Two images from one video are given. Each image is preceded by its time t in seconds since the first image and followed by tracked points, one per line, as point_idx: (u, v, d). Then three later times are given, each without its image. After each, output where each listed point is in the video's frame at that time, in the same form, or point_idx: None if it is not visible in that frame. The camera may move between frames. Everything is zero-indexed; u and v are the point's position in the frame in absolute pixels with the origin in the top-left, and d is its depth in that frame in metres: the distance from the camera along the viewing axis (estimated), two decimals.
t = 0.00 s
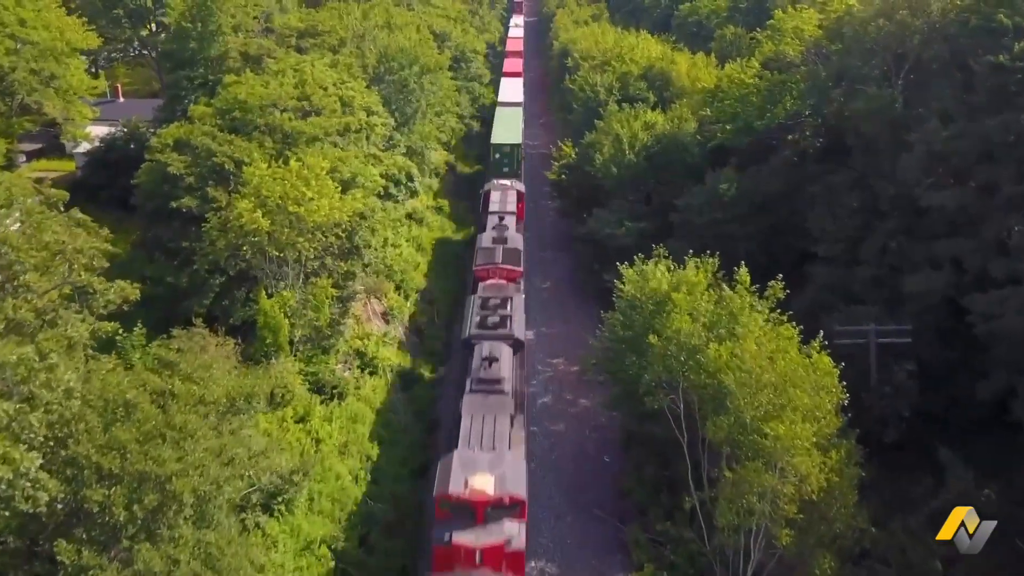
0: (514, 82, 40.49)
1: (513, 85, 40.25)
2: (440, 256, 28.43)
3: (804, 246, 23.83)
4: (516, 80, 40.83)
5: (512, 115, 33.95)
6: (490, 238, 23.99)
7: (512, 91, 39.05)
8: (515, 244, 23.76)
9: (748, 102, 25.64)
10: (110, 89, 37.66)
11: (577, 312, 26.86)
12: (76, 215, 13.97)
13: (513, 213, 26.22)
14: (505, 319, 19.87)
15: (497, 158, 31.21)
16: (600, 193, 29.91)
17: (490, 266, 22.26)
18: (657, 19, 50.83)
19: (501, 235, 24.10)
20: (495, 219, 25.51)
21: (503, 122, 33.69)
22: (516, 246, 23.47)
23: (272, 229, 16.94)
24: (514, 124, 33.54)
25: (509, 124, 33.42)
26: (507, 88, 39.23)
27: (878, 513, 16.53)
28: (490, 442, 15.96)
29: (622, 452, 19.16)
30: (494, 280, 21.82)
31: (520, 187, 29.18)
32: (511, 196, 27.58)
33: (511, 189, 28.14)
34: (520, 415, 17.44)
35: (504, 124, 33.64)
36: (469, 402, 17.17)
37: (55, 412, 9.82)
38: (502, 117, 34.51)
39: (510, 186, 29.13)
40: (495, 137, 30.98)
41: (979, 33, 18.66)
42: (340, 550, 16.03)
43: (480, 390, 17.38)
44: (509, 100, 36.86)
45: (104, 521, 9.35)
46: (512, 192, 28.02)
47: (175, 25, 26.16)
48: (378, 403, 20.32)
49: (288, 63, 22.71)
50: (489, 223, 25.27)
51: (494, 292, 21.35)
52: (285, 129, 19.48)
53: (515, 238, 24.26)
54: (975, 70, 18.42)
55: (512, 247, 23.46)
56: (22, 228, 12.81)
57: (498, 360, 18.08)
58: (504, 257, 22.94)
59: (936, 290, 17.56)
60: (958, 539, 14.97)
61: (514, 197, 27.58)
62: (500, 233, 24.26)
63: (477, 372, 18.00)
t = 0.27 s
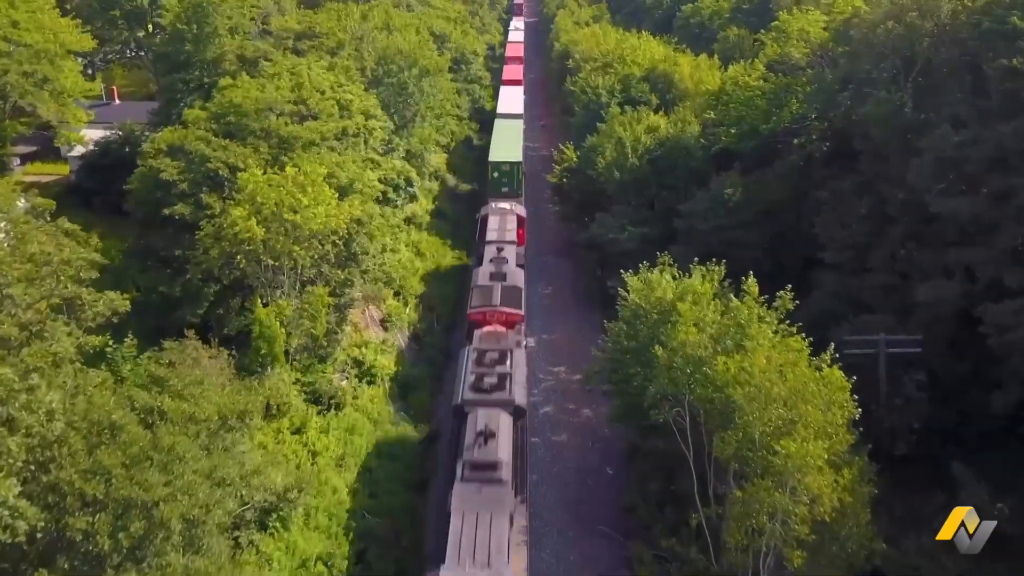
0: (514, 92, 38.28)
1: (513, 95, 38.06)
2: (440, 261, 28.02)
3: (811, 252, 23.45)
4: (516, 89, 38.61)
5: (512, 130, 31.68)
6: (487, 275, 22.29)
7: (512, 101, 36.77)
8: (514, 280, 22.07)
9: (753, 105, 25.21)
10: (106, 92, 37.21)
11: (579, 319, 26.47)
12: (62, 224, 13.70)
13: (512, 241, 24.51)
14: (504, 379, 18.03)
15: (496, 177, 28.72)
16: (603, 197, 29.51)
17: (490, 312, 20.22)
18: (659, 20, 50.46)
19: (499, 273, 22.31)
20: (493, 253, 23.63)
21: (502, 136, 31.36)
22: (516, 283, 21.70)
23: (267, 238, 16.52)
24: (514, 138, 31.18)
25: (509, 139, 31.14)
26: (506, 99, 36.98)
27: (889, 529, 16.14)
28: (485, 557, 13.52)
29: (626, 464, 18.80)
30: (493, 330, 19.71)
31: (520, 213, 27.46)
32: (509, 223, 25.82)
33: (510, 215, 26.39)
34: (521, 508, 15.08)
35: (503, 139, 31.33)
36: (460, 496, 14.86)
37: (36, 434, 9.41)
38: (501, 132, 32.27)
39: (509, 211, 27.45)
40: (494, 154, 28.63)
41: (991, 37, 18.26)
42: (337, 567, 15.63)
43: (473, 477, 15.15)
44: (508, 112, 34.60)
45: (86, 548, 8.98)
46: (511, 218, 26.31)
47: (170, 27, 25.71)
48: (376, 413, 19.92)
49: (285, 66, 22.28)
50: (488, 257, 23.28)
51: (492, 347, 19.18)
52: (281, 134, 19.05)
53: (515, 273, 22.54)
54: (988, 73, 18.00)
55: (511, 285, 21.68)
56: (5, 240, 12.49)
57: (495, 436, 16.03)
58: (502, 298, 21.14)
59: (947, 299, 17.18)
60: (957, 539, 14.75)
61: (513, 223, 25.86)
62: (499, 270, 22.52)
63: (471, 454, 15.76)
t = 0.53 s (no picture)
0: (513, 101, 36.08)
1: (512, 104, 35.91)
2: (440, 266, 27.59)
3: (817, 258, 23.04)
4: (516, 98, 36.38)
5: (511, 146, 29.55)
6: (484, 320, 19.67)
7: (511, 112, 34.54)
8: (515, 326, 19.42)
9: (759, 108, 24.79)
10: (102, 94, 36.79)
11: (581, 325, 26.05)
12: (49, 233, 13.27)
13: (512, 275, 21.97)
14: (501, 463, 15.25)
15: (494, 200, 26.48)
16: (605, 201, 29.11)
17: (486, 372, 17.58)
18: (660, 21, 50.08)
19: (498, 318, 19.63)
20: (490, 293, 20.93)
21: (500, 153, 29.25)
22: (516, 331, 19.09)
23: (262, 246, 16.10)
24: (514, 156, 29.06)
25: (508, 156, 29.06)
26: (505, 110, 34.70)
27: (900, 545, 15.73)
28: None
29: (629, 477, 18.39)
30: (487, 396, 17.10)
31: (520, 242, 24.83)
32: (509, 254, 23.22)
33: (509, 244, 23.75)
34: None
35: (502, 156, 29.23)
36: None
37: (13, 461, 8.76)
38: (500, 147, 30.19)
39: (509, 238, 24.82)
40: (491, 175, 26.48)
41: (1004, 39, 17.88)
42: None
43: None
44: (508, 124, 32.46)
45: None
46: (510, 248, 23.59)
47: (165, 28, 25.28)
48: (374, 424, 19.48)
49: (281, 68, 21.85)
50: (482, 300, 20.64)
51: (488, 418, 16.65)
52: (277, 138, 18.62)
53: (514, 318, 19.84)
54: (1000, 76, 17.61)
55: (510, 333, 19.04)
56: None
57: (490, 541, 13.44)
58: (501, 351, 18.48)
59: (958, 307, 16.78)
60: (958, 539, 14.96)
61: (513, 254, 23.24)
62: (497, 313, 19.92)
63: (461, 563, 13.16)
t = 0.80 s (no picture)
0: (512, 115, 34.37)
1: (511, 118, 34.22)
2: (440, 272, 27.13)
3: (824, 265, 22.60)
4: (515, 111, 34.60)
5: (510, 166, 27.73)
6: (480, 382, 17.26)
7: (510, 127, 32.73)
8: (514, 389, 17.07)
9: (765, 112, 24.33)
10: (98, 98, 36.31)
11: (583, 332, 25.62)
12: (35, 243, 12.84)
13: (512, 321, 19.63)
14: (500, 537, 13.70)
15: (491, 227, 24.56)
16: (607, 205, 28.69)
17: (483, 450, 15.25)
18: (661, 22, 49.74)
19: (495, 380, 17.18)
20: (487, 346, 18.49)
21: (499, 175, 27.44)
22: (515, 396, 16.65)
23: (257, 254, 15.66)
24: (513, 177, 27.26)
25: (509, 178, 27.24)
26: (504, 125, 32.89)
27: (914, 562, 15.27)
28: None
29: (634, 490, 17.96)
30: (482, 484, 14.81)
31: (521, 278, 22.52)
32: (508, 295, 20.94)
33: (508, 282, 21.41)
34: None
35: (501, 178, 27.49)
36: None
37: None
38: (498, 168, 28.46)
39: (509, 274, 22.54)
40: (489, 201, 24.62)
41: (1017, 42, 17.49)
42: None
43: None
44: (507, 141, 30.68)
45: None
46: (510, 287, 21.31)
47: (160, 30, 24.82)
48: (372, 435, 19.04)
49: (278, 72, 21.43)
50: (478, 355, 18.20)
51: (483, 512, 14.29)
52: (272, 143, 18.19)
53: (514, 378, 17.39)
54: (1013, 79, 17.21)
55: (509, 400, 16.58)
56: None
57: None
58: (498, 424, 16.05)
59: (971, 317, 16.35)
60: (958, 538, 14.95)
61: (513, 294, 20.92)
62: (494, 373, 17.47)
63: None
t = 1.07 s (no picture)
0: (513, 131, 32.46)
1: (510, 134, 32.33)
2: (440, 277, 26.70)
3: (832, 271, 22.19)
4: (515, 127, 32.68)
5: (507, 192, 25.83)
6: (474, 471, 15.32)
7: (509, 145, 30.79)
8: (514, 479, 15.14)
9: (770, 115, 23.89)
10: (94, 100, 35.87)
11: (585, 339, 25.20)
12: (21, 255, 12.53)
13: (512, 387, 17.83)
14: None
15: (490, 260, 22.54)
16: (609, 209, 28.26)
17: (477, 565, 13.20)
18: (663, 23, 49.37)
19: (491, 465, 15.39)
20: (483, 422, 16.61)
21: (498, 200, 25.52)
22: (514, 487, 14.85)
23: (252, 263, 15.25)
24: (513, 202, 25.36)
25: (509, 203, 25.32)
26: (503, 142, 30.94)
27: None
28: None
29: (639, 504, 17.54)
30: None
31: (522, 325, 20.87)
32: (508, 349, 19.31)
33: (508, 334, 19.75)
34: None
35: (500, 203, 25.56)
36: None
37: None
38: (496, 190, 26.60)
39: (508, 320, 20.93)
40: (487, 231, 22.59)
41: None
42: None
43: None
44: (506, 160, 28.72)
45: None
46: (509, 339, 19.66)
47: (155, 32, 24.39)
48: (371, 447, 18.60)
49: (275, 75, 21.02)
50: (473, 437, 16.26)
51: None
52: (268, 149, 17.75)
53: (514, 466, 15.47)
54: None
55: (509, 493, 14.73)
56: None
57: None
58: (496, 527, 14.08)
59: (985, 328, 15.93)
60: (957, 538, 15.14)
61: (513, 350, 19.21)
62: (491, 455, 15.68)
63: None
